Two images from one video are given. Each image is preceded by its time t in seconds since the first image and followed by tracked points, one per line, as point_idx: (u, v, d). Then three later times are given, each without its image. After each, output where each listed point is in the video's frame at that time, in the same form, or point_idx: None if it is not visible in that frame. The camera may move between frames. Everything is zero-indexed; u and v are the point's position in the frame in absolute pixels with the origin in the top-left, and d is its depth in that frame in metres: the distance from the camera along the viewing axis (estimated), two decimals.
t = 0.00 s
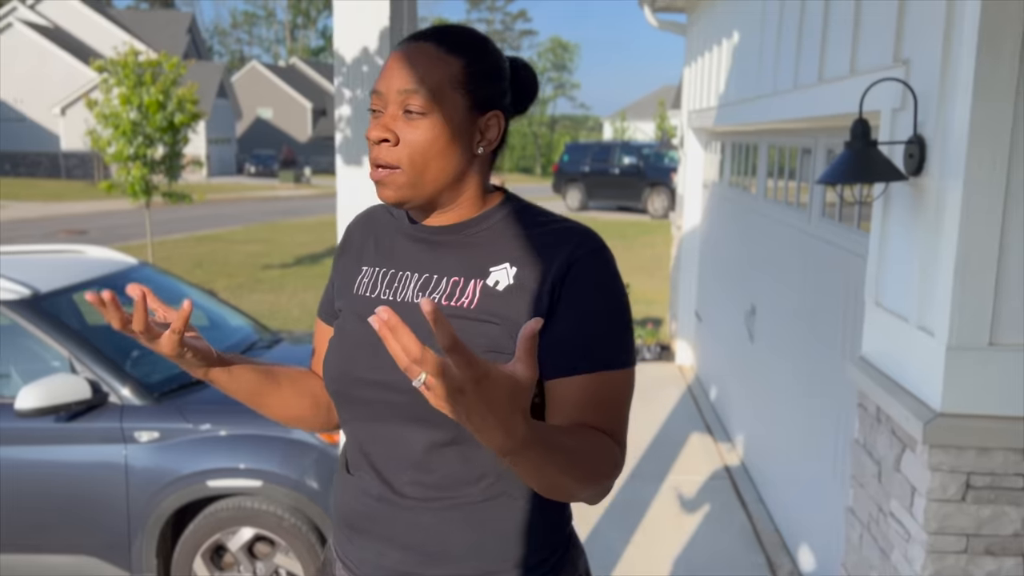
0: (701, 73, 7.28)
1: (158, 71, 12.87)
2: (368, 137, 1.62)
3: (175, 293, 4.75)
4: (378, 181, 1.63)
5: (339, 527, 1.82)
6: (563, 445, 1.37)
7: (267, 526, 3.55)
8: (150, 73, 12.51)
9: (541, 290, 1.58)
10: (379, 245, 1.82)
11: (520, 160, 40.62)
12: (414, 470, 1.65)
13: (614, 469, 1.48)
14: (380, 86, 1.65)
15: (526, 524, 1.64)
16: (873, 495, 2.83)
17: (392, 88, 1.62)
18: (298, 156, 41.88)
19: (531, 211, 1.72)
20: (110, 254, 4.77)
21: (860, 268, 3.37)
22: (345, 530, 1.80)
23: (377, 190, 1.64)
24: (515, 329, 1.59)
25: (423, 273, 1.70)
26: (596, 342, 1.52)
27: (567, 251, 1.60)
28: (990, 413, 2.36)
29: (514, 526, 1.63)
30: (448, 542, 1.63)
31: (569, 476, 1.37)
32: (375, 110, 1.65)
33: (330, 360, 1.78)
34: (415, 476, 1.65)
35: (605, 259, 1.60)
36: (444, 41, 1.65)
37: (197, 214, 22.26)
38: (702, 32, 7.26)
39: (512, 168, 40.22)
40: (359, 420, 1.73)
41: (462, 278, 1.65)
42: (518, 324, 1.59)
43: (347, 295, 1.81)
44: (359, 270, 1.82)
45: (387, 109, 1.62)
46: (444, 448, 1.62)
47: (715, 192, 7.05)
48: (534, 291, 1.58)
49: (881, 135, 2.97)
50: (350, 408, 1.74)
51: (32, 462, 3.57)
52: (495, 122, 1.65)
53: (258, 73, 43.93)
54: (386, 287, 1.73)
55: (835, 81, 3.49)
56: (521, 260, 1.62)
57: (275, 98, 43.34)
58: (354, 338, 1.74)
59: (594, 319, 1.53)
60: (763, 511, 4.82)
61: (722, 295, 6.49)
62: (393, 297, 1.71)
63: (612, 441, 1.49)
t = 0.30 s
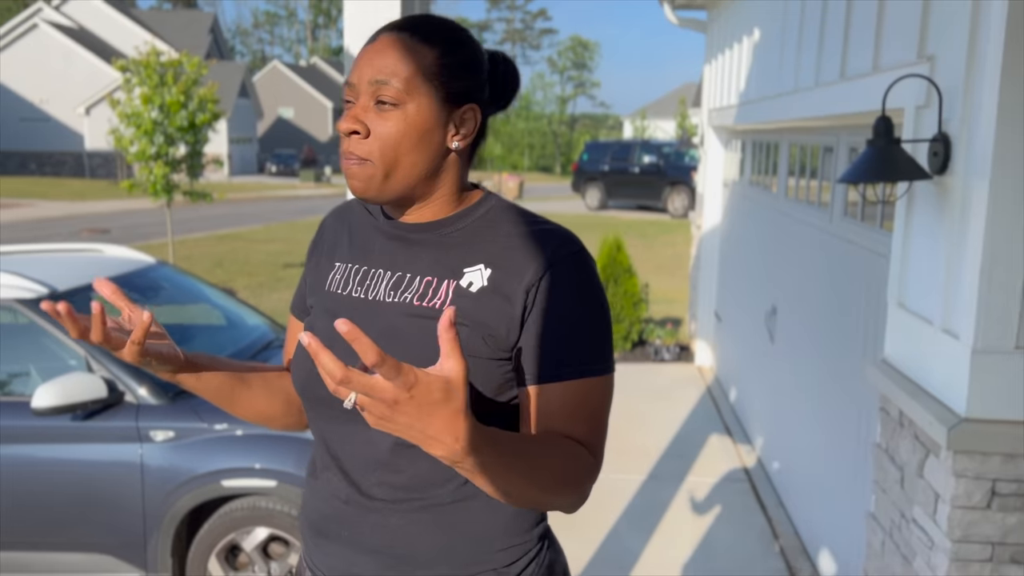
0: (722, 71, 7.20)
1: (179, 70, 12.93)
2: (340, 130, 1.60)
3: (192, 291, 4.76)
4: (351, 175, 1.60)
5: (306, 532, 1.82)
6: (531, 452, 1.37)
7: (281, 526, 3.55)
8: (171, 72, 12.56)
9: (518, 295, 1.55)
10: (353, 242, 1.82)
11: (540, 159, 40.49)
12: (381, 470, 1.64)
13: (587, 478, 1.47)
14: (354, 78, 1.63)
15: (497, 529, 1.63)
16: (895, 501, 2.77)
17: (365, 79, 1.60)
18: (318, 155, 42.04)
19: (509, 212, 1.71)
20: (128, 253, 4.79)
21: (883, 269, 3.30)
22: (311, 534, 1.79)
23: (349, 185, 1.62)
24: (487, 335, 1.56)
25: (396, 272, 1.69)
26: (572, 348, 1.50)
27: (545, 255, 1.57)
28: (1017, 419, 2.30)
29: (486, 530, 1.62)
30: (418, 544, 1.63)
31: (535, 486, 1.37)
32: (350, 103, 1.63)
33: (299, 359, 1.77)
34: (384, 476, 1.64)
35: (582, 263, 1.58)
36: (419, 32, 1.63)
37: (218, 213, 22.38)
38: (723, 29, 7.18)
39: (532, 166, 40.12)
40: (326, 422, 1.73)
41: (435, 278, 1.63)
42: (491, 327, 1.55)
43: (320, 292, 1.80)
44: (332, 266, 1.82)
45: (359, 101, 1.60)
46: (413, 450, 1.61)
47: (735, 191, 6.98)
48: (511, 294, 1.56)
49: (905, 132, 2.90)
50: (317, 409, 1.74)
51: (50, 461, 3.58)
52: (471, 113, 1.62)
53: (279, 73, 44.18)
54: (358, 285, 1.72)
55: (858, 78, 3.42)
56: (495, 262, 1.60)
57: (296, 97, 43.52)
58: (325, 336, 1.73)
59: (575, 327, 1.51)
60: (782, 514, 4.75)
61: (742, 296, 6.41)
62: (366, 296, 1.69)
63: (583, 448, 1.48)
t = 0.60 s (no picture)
0: (743, 69, 7.12)
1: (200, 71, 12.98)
2: (338, 149, 1.56)
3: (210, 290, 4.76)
4: (354, 194, 1.58)
5: (299, 537, 1.78)
6: (560, 421, 1.37)
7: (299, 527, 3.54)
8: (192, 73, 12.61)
9: (518, 289, 1.55)
10: (344, 243, 1.81)
11: (559, 158, 40.33)
12: (378, 474, 1.62)
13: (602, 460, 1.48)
14: (345, 92, 1.59)
15: (496, 528, 1.62)
16: (921, 507, 2.71)
17: (359, 93, 1.56)
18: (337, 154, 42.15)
19: (503, 210, 1.72)
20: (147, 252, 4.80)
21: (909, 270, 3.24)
22: (305, 539, 1.76)
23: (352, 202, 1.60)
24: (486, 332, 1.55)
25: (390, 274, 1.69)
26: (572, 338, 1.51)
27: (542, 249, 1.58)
28: None
29: (485, 530, 1.61)
30: (417, 547, 1.61)
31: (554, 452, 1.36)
32: (343, 118, 1.60)
33: (289, 361, 1.75)
34: (381, 479, 1.62)
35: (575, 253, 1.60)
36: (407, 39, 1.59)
37: (238, 212, 22.48)
38: (744, 27, 7.11)
39: (550, 165, 39.97)
40: (320, 424, 1.70)
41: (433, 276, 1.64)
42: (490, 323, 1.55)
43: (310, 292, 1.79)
44: (321, 267, 1.80)
45: (355, 117, 1.56)
46: (411, 452, 1.59)
47: (756, 190, 6.90)
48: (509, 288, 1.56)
49: (931, 131, 2.85)
50: (309, 412, 1.71)
51: (70, 460, 3.59)
52: (466, 117, 1.61)
53: (299, 74, 44.38)
54: (350, 286, 1.71)
55: (883, 76, 3.36)
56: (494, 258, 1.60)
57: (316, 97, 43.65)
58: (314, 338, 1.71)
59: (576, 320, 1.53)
60: (803, 518, 4.68)
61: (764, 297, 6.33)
62: (358, 297, 1.68)
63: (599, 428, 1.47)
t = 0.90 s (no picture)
0: (761, 68, 7.07)
1: (217, 72, 13.02)
2: (360, 138, 1.59)
3: (227, 291, 4.78)
4: (374, 185, 1.60)
5: (311, 543, 1.77)
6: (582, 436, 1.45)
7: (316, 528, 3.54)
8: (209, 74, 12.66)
9: (535, 297, 1.61)
10: (343, 247, 1.79)
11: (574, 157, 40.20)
12: (400, 480, 1.62)
13: (609, 461, 1.53)
14: (368, 84, 1.62)
15: (514, 529, 1.64)
16: (945, 513, 2.67)
17: (384, 87, 1.60)
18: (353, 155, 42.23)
19: (509, 213, 1.74)
20: (164, 252, 4.82)
21: (932, 272, 3.19)
22: (319, 545, 1.75)
23: (370, 194, 1.62)
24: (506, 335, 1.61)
25: (401, 280, 1.69)
26: (585, 342, 1.59)
27: (555, 253, 1.64)
28: None
29: (505, 531, 1.64)
30: (440, 550, 1.62)
31: (577, 468, 1.44)
32: (364, 111, 1.62)
33: (298, 371, 1.74)
34: (403, 485, 1.62)
35: (583, 259, 1.66)
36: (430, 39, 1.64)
37: (255, 212, 22.55)
38: (762, 26, 7.05)
39: (566, 165, 39.84)
40: (336, 431, 1.70)
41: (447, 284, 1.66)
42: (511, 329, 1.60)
43: (310, 302, 1.77)
44: (322, 275, 1.79)
45: (379, 110, 1.59)
46: (433, 458, 1.61)
47: (775, 191, 6.84)
48: (526, 294, 1.61)
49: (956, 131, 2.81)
50: (324, 419, 1.70)
51: (88, 460, 3.61)
52: (482, 119, 1.67)
53: (315, 74, 44.52)
54: (358, 294, 1.71)
55: (905, 75, 3.31)
56: (506, 265, 1.64)
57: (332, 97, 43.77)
58: (325, 347, 1.70)
59: (590, 325, 1.60)
60: (823, 521, 4.64)
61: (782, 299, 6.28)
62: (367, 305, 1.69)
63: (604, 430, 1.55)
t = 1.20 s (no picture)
0: (774, 69, 7.04)
1: (229, 74, 13.09)
2: (399, 134, 1.63)
3: (240, 292, 4.79)
4: (408, 180, 1.64)
5: (329, 538, 1.75)
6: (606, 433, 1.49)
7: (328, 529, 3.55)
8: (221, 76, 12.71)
9: (561, 296, 1.62)
10: (367, 249, 1.80)
11: (585, 158, 40.17)
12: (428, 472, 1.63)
13: (628, 458, 1.57)
14: (406, 85, 1.67)
15: (536, 524, 1.66)
16: (961, 516, 2.65)
17: (423, 87, 1.65)
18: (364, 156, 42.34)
19: (530, 219, 1.77)
20: (178, 253, 4.84)
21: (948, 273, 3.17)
22: (339, 540, 1.73)
23: (403, 189, 1.66)
24: (532, 334, 1.62)
25: (428, 279, 1.70)
26: (608, 342, 1.60)
27: (581, 252, 1.66)
28: None
29: (528, 526, 1.65)
30: (466, 543, 1.62)
31: (606, 450, 1.49)
32: (401, 110, 1.67)
33: (323, 369, 1.74)
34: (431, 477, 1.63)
35: (605, 262, 1.68)
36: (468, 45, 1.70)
37: (268, 213, 22.64)
38: (775, 27, 7.02)
39: (577, 165, 39.82)
40: (362, 425, 1.70)
41: (472, 282, 1.66)
42: (539, 327, 1.61)
43: (335, 302, 1.77)
44: (346, 276, 1.79)
45: (417, 108, 1.64)
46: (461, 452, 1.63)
47: (787, 192, 6.82)
48: (552, 294, 1.62)
49: (973, 132, 2.79)
50: (350, 414, 1.70)
51: (103, 460, 3.62)
52: (511, 129, 1.73)
53: (326, 75, 44.64)
54: (386, 293, 1.71)
55: (920, 75, 3.29)
56: (533, 265, 1.65)
57: (343, 99, 43.89)
58: (352, 345, 1.71)
59: (614, 326, 1.62)
60: (836, 524, 4.61)
61: (795, 300, 6.25)
62: (396, 304, 1.69)
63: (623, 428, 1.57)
